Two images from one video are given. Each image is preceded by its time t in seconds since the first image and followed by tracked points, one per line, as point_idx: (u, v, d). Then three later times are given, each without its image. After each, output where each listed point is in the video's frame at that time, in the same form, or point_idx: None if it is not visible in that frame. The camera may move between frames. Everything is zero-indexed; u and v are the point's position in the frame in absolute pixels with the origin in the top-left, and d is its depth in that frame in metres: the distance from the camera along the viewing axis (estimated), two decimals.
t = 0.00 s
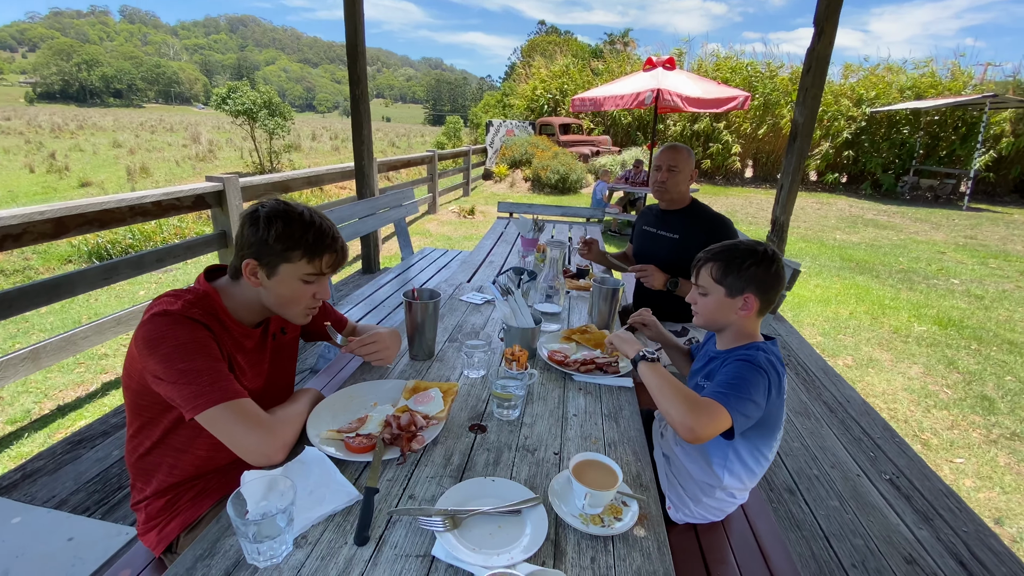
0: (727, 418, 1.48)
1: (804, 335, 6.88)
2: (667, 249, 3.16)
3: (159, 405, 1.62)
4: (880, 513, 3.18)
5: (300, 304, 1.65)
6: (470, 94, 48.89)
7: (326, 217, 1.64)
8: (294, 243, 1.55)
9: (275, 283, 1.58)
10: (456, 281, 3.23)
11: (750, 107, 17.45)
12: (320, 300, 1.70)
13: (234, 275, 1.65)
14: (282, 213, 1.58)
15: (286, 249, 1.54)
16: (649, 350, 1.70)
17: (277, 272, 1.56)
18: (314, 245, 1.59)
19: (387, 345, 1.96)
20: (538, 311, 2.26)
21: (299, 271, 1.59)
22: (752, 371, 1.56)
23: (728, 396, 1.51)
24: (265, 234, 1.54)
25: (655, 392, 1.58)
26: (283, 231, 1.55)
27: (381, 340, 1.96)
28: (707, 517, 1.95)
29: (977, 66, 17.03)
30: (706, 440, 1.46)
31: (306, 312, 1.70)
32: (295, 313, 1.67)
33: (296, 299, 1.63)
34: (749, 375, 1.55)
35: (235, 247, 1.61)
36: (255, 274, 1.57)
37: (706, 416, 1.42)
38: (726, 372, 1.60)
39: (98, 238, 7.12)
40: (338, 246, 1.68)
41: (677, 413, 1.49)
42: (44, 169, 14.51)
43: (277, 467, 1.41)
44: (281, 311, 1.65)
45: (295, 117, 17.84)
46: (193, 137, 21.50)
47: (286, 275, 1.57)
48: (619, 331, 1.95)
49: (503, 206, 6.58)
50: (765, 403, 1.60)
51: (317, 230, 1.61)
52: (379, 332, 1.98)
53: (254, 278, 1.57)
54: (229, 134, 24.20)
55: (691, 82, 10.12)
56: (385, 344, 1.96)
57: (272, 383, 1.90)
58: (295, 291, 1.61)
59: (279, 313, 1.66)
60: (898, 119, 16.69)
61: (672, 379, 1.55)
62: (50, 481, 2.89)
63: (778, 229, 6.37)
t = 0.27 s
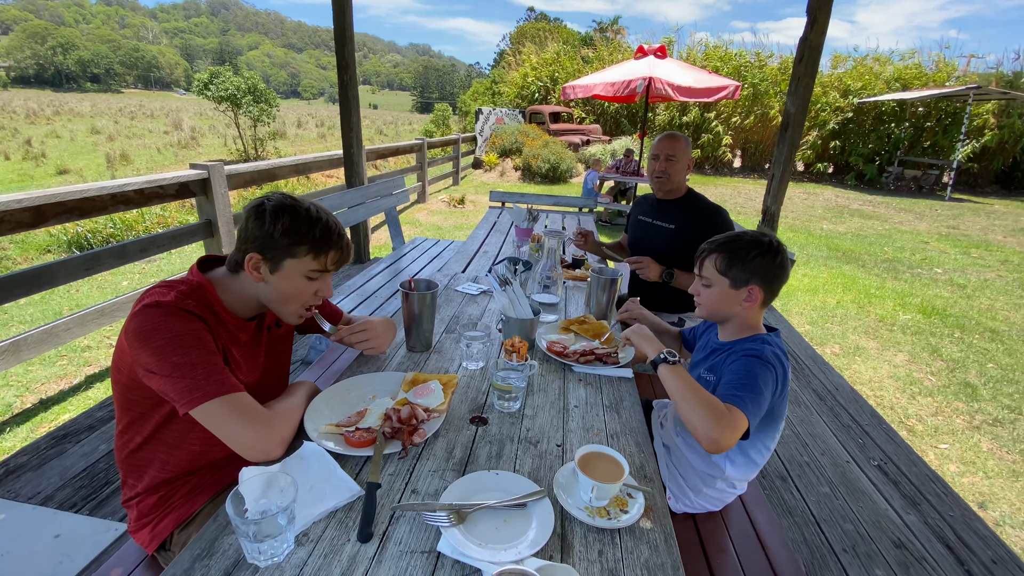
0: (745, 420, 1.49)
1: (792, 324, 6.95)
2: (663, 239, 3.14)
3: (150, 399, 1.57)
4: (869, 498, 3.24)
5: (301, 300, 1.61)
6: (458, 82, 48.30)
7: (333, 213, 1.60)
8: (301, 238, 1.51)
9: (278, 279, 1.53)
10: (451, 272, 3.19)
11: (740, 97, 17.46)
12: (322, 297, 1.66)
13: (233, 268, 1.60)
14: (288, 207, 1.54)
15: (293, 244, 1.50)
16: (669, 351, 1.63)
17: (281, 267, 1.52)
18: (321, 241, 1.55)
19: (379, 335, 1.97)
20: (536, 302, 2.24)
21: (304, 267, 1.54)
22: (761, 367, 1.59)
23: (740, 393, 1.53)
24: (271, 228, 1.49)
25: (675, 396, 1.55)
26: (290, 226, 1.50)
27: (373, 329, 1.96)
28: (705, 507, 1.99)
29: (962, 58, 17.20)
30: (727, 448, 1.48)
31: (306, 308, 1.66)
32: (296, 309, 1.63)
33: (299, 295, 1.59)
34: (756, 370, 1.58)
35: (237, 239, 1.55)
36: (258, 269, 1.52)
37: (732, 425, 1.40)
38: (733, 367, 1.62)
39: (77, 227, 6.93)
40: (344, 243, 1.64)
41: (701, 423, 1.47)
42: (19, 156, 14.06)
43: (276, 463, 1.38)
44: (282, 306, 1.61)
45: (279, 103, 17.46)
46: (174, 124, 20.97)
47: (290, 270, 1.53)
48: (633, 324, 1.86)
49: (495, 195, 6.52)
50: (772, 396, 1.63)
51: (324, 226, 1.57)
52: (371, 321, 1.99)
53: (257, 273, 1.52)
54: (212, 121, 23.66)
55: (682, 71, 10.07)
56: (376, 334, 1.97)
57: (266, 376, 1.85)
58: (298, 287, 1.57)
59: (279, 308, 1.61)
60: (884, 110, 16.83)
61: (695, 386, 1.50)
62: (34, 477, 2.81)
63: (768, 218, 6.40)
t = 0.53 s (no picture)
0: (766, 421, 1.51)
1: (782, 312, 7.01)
2: (660, 229, 3.11)
3: (138, 399, 1.49)
4: (861, 484, 3.28)
5: (297, 302, 1.54)
6: (445, 68, 47.61)
7: (340, 217, 1.54)
8: (306, 239, 1.45)
9: (278, 280, 1.47)
10: (445, 263, 3.13)
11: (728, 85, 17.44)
12: (320, 301, 1.60)
13: (229, 264, 1.52)
14: (296, 208, 1.48)
15: (296, 245, 1.44)
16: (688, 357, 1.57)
17: (281, 268, 1.45)
18: (326, 245, 1.49)
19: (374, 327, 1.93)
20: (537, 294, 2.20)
21: (306, 269, 1.48)
22: (775, 364, 1.64)
23: (758, 391, 1.57)
24: (275, 228, 1.43)
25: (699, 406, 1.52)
26: (295, 227, 1.44)
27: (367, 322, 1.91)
28: (708, 499, 2.01)
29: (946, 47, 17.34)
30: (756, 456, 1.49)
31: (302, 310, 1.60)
32: (291, 311, 1.56)
33: (297, 298, 1.53)
34: (768, 368, 1.63)
35: (237, 235, 1.48)
36: (256, 267, 1.44)
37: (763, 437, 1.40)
38: (746, 367, 1.66)
39: (54, 217, 6.70)
40: (348, 249, 1.58)
41: (730, 435, 1.45)
42: None
43: (274, 464, 1.32)
44: (277, 307, 1.54)
45: (262, 89, 17.03)
46: (153, 109, 20.38)
47: (292, 272, 1.47)
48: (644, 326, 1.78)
49: (486, 183, 6.43)
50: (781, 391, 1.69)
51: (331, 230, 1.51)
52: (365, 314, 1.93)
53: (255, 271, 1.45)
54: (192, 107, 23.03)
55: (672, 57, 9.99)
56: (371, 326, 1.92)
57: (260, 374, 1.79)
58: (297, 289, 1.51)
59: (274, 309, 1.54)
60: (870, 98, 16.95)
61: (722, 396, 1.47)
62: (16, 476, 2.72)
63: (760, 207, 6.41)
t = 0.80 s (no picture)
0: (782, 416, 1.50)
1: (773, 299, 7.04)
2: (660, 218, 3.05)
3: (123, 401, 1.42)
4: (856, 470, 3.31)
5: (287, 290, 1.46)
6: (431, 54, 46.85)
7: (327, 199, 1.45)
8: (293, 224, 1.36)
9: (264, 267, 1.38)
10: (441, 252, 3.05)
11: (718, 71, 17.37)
12: (310, 288, 1.52)
13: (211, 253, 1.43)
14: (279, 190, 1.39)
15: (282, 230, 1.35)
16: (703, 351, 1.52)
17: (267, 255, 1.37)
18: (315, 229, 1.41)
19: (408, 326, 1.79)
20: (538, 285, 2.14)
21: (294, 256, 1.40)
22: (785, 355, 1.61)
23: (770, 382, 1.54)
24: (259, 212, 1.34)
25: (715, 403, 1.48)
26: (281, 211, 1.36)
27: (396, 324, 1.77)
28: (711, 491, 1.98)
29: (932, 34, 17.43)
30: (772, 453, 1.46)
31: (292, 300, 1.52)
32: (281, 301, 1.49)
33: (286, 286, 1.45)
34: (779, 359, 1.60)
35: (218, 221, 1.39)
36: (240, 255, 1.36)
37: (783, 434, 1.38)
38: (756, 359, 1.63)
39: (30, 207, 6.46)
40: (338, 232, 1.50)
41: (748, 433, 1.42)
42: None
43: (271, 467, 1.26)
44: (265, 297, 1.46)
45: (244, 74, 16.59)
46: (131, 96, 19.79)
47: (278, 258, 1.39)
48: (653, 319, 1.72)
49: (478, 171, 6.32)
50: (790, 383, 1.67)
51: (319, 213, 1.43)
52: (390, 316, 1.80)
53: (239, 259, 1.37)
54: (171, 93, 22.39)
55: (664, 43, 9.89)
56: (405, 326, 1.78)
57: (252, 369, 1.72)
58: (285, 277, 1.42)
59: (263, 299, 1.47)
60: (858, 85, 17.01)
61: (738, 393, 1.43)
62: None
63: (753, 194, 6.40)
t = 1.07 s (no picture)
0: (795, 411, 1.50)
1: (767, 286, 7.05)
2: (661, 206, 3.01)
3: (110, 402, 1.36)
4: (853, 457, 3.33)
5: (273, 275, 1.39)
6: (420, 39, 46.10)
7: (306, 174, 1.37)
8: (271, 203, 1.29)
9: (244, 251, 1.31)
10: (437, 242, 2.98)
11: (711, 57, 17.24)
12: (297, 271, 1.44)
13: (189, 241, 1.37)
14: (253, 166, 1.31)
15: (259, 210, 1.28)
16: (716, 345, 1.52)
17: (247, 237, 1.30)
18: (295, 207, 1.33)
19: (419, 324, 1.75)
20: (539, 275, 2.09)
21: (276, 237, 1.33)
22: (794, 347, 1.59)
23: (780, 378, 1.52)
24: (233, 191, 1.26)
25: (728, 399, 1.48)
26: (257, 189, 1.28)
27: (406, 323, 1.72)
28: (715, 483, 1.95)
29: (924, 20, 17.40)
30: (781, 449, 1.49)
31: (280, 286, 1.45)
32: (268, 288, 1.42)
33: (271, 270, 1.37)
34: (787, 349, 1.57)
35: (193, 205, 1.32)
36: (218, 240, 1.29)
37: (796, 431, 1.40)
38: (764, 352, 1.60)
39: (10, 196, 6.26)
40: (321, 209, 1.42)
41: (762, 429, 1.44)
42: None
43: (267, 468, 1.22)
44: (250, 284, 1.39)
45: (229, 59, 16.18)
46: (113, 82, 19.25)
47: (258, 241, 1.31)
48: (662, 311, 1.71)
49: (471, 158, 6.22)
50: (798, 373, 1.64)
51: (298, 189, 1.34)
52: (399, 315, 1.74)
53: (218, 245, 1.30)
54: (154, 78, 21.83)
55: (658, 28, 9.75)
56: (416, 324, 1.74)
57: (246, 363, 1.67)
58: (268, 260, 1.35)
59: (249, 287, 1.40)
60: (850, 72, 16.98)
61: (751, 389, 1.44)
62: None
63: (748, 181, 6.37)
